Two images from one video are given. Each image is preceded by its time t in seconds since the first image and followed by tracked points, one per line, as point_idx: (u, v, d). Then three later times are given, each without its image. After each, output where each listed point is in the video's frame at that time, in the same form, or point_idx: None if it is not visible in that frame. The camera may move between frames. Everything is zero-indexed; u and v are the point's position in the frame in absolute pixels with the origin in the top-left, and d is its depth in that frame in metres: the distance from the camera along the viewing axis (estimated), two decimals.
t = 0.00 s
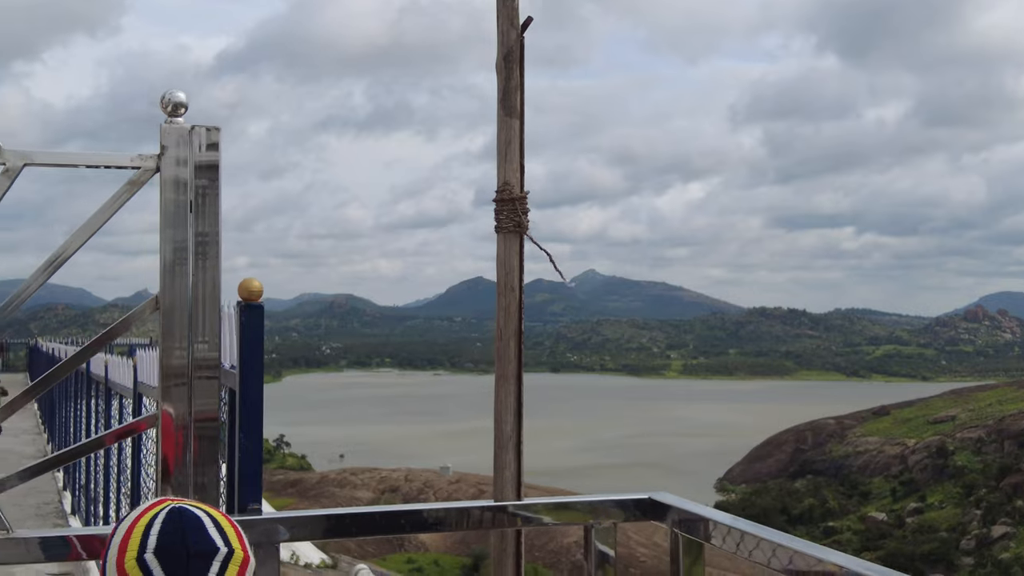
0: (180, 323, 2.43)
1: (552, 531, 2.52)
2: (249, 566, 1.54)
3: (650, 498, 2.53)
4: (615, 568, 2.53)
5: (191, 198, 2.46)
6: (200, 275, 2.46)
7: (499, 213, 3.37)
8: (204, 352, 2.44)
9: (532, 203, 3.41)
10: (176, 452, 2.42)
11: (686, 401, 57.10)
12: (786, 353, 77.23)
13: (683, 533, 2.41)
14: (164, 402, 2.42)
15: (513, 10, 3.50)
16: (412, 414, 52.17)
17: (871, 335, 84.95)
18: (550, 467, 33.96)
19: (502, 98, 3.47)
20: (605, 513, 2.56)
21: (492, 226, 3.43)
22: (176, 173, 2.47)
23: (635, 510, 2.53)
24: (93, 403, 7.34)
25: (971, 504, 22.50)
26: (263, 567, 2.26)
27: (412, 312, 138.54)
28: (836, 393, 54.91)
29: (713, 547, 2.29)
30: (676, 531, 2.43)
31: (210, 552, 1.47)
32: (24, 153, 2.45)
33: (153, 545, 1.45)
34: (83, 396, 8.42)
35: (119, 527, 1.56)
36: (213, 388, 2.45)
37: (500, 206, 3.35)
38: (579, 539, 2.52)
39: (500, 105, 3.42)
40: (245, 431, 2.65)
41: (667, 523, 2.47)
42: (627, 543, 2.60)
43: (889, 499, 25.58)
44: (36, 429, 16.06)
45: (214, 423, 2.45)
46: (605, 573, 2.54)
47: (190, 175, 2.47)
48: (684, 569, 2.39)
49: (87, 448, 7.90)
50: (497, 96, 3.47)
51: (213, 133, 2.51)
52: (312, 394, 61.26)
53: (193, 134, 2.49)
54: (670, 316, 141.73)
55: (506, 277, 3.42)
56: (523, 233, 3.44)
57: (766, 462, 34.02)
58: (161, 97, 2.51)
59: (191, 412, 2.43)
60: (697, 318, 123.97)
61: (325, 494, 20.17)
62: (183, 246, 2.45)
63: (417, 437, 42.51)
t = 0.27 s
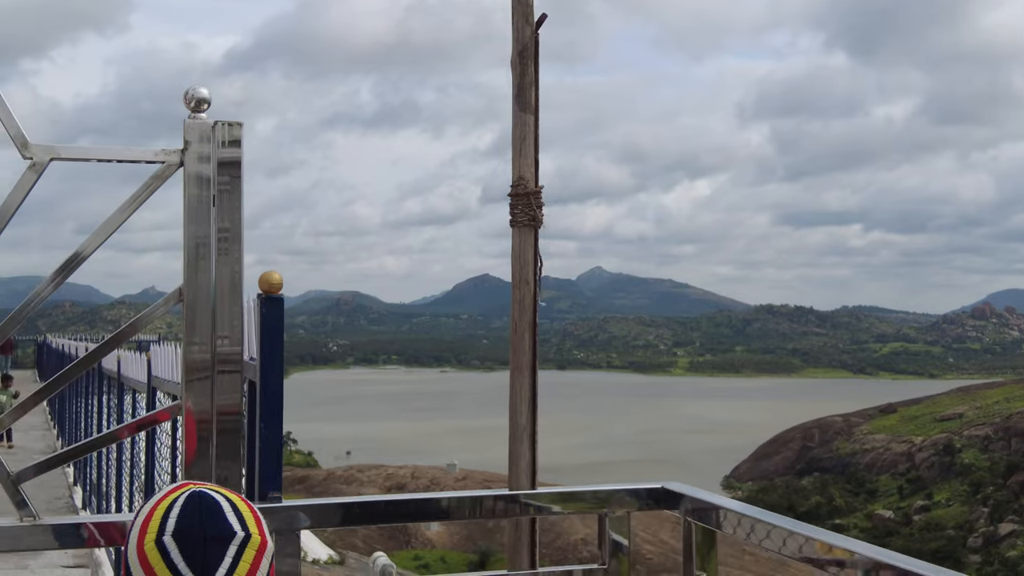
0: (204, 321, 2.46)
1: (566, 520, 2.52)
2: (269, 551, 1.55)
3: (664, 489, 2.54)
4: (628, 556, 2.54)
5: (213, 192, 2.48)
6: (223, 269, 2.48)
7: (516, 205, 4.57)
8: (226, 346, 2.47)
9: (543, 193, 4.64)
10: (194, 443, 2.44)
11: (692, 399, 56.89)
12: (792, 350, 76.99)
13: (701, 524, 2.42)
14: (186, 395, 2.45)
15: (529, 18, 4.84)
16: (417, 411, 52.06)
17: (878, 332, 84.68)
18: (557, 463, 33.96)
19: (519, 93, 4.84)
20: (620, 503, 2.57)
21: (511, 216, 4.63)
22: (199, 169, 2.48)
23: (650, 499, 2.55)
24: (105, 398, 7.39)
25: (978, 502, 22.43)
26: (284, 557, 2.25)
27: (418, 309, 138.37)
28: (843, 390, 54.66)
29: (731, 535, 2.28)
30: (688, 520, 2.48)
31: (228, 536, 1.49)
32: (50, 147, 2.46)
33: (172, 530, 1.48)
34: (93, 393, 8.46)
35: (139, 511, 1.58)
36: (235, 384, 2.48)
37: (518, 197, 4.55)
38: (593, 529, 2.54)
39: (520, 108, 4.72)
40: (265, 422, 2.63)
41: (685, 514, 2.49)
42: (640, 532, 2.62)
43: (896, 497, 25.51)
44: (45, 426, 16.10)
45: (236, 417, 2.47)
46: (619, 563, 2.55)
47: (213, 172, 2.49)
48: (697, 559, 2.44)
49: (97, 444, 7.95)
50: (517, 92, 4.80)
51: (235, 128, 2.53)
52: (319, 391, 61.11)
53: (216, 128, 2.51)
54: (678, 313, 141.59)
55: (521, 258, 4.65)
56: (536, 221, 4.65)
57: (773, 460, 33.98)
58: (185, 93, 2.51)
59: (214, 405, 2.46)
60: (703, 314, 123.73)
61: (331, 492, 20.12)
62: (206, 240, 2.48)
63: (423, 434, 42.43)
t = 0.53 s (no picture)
0: (214, 311, 2.50)
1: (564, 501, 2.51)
2: (276, 526, 1.58)
3: (660, 472, 2.55)
4: (627, 538, 2.54)
5: (223, 179, 2.51)
6: (231, 260, 2.51)
7: (518, 196, 4.74)
8: (234, 338, 2.50)
9: (543, 184, 4.79)
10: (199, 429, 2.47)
11: (696, 394, 56.95)
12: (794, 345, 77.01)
13: (695, 504, 2.47)
14: (193, 384, 2.47)
15: (530, 7, 4.88)
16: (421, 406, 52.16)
17: (880, 328, 84.67)
18: (559, 459, 34.05)
19: (522, 84, 4.94)
20: (619, 485, 2.58)
21: (513, 206, 4.79)
22: (207, 160, 2.51)
23: (648, 481, 2.55)
24: (109, 390, 7.42)
25: (980, 497, 22.47)
26: (290, 538, 2.26)
27: (420, 305, 138.38)
28: (846, 385, 54.70)
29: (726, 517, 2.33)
30: (687, 502, 2.50)
31: (235, 509, 1.52)
32: (63, 136, 2.49)
33: (180, 504, 1.51)
34: (97, 385, 8.51)
35: (146, 490, 1.61)
36: (243, 374, 2.50)
37: (519, 189, 4.72)
38: (591, 512, 2.55)
39: (520, 96, 4.84)
40: (272, 407, 2.63)
41: (680, 496, 2.52)
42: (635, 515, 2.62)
43: (898, 493, 25.54)
44: (49, 419, 16.18)
45: (243, 406, 2.50)
46: (619, 543, 2.56)
47: (222, 163, 2.51)
48: (694, 542, 2.46)
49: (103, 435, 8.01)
50: (519, 83, 4.90)
51: (243, 117, 2.55)
52: (322, 386, 61.24)
53: (225, 118, 2.53)
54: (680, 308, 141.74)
55: (523, 254, 4.81)
56: (537, 212, 4.79)
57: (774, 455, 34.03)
58: (194, 85, 2.54)
59: (222, 395, 2.49)
60: (705, 310, 123.72)
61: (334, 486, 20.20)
62: (214, 230, 2.51)
63: (426, 429, 42.51)
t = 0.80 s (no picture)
0: (204, 302, 2.51)
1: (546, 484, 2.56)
2: (257, 504, 1.76)
3: (642, 456, 2.65)
4: (609, 519, 2.63)
5: (213, 172, 2.51)
6: (223, 251, 2.52)
7: (504, 188, 4.66)
8: (226, 327, 2.52)
9: (528, 174, 4.71)
10: (191, 417, 2.48)
11: (693, 386, 56.99)
12: (790, 337, 77.05)
13: (673, 487, 2.57)
14: (187, 372, 2.48)
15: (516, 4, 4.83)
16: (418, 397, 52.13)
17: (876, 319, 84.74)
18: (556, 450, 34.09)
19: (506, 79, 4.88)
20: (602, 468, 2.66)
21: (498, 198, 4.71)
22: (198, 154, 2.52)
23: (628, 463, 2.65)
24: (106, 382, 7.43)
25: (976, 488, 22.55)
26: (280, 520, 2.29)
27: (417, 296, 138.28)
28: (842, 375, 54.76)
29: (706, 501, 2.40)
30: (667, 484, 2.59)
31: (219, 486, 1.69)
32: (59, 130, 2.49)
33: (170, 478, 1.68)
34: (94, 376, 8.52)
35: (138, 465, 1.78)
36: (235, 365, 2.52)
37: (505, 181, 4.64)
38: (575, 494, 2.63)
39: (506, 90, 4.80)
40: (261, 396, 2.66)
41: (659, 479, 2.63)
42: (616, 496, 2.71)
43: (895, 483, 25.59)
44: (46, 411, 16.18)
45: (235, 397, 2.51)
46: (601, 524, 2.64)
47: (212, 156, 2.52)
48: (673, 521, 2.58)
49: (99, 424, 8.04)
50: (504, 76, 4.86)
51: (234, 111, 2.56)
52: (319, 377, 61.20)
53: (216, 113, 2.54)
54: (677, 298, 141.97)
55: (508, 248, 4.79)
56: (522, 203, 4.72)
57: (771, 447, 34.05)
58: (186, 79, 2.55)
59: (214, 386, 2.49)
60: (702, 301, 123.80)
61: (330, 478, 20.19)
62: (205, 222, 2.51)
63: (423, 421, 42.52)
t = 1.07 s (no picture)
0: (178, 297, 2.50)
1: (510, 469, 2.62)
2: (229, 491, 1.76)
3: (600, 443, 2.69)
4: (569, 504, 2.69)
5: (184, 171, 2.50)
6: (195, 249, 2.51)
7: (468, 184, 4.67)
8: (196, 322, 2.51)
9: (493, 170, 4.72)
10: (165, 408, 2.49)
11: (678, 379, 57.15)
12: (774, 331, 77.30)
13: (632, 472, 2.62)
14: (159, 365, 2.48)
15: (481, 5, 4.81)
16: (402, 392, 52.06)
17: (860, 313, 85.15)
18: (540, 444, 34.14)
19: (470, 79, 4.86)
20: (562, 454, 2.71)
21: (462, 194, 4.71)
22: (170, 149, 2.51)
23: (587, 452, 2.69)
24: (86, 376, 7.42)
25: (958, 480, 22.71)
26: (249, 504, 2.29)
27: (401, 291, 138.01)
28: (826, 370, 55.00)
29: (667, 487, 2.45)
30: (624, 468, 2.64)
31: (192, 470, 1.68)
32: (34, 129, 2.48)
33: (147, 461, 1.66)
34: (75, 370, 8.49)
35: (115, 447, 1.77)
36: (206, 357, 2.52)
37: (469, 178, 4.65)
38: (536, 481, 2.68)
39: (471, 90, 4.78)
40: (233, 383, 2.66)
41: (617, 464, 2.67)
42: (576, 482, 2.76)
43: (877, 477, 25.72)
44: (26, 406, 16.10)
45: (205, 388, 2.51)
46: (562, 509, 2.69)
47: (185, 152, 2.51)
48: (628, 503, 2.63)
49: (82, 415, 8.05)
50: (468, 77, 4.83)
51: (208, 110, 2.54)
52: (303, 372, 61.04)
53: (186, 113, 2.53)
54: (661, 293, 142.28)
55: (473, 243, 4.80)
56: (486, 199, 4.70)
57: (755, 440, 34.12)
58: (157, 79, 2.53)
59: (185, 379, 2.49)
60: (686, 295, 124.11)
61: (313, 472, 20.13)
62: (177, 216, 2.50)
63: (407, 415, 42.48)
